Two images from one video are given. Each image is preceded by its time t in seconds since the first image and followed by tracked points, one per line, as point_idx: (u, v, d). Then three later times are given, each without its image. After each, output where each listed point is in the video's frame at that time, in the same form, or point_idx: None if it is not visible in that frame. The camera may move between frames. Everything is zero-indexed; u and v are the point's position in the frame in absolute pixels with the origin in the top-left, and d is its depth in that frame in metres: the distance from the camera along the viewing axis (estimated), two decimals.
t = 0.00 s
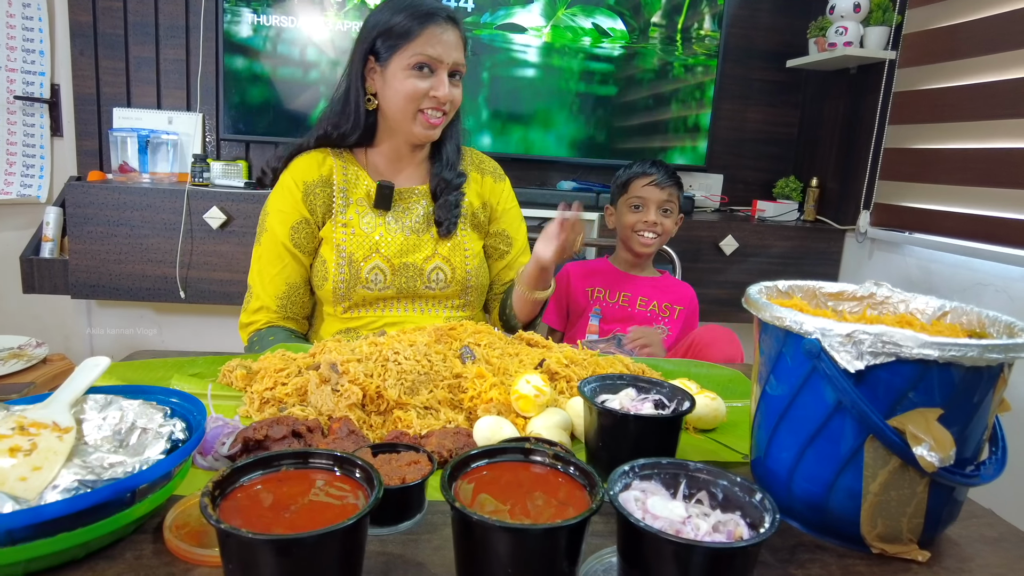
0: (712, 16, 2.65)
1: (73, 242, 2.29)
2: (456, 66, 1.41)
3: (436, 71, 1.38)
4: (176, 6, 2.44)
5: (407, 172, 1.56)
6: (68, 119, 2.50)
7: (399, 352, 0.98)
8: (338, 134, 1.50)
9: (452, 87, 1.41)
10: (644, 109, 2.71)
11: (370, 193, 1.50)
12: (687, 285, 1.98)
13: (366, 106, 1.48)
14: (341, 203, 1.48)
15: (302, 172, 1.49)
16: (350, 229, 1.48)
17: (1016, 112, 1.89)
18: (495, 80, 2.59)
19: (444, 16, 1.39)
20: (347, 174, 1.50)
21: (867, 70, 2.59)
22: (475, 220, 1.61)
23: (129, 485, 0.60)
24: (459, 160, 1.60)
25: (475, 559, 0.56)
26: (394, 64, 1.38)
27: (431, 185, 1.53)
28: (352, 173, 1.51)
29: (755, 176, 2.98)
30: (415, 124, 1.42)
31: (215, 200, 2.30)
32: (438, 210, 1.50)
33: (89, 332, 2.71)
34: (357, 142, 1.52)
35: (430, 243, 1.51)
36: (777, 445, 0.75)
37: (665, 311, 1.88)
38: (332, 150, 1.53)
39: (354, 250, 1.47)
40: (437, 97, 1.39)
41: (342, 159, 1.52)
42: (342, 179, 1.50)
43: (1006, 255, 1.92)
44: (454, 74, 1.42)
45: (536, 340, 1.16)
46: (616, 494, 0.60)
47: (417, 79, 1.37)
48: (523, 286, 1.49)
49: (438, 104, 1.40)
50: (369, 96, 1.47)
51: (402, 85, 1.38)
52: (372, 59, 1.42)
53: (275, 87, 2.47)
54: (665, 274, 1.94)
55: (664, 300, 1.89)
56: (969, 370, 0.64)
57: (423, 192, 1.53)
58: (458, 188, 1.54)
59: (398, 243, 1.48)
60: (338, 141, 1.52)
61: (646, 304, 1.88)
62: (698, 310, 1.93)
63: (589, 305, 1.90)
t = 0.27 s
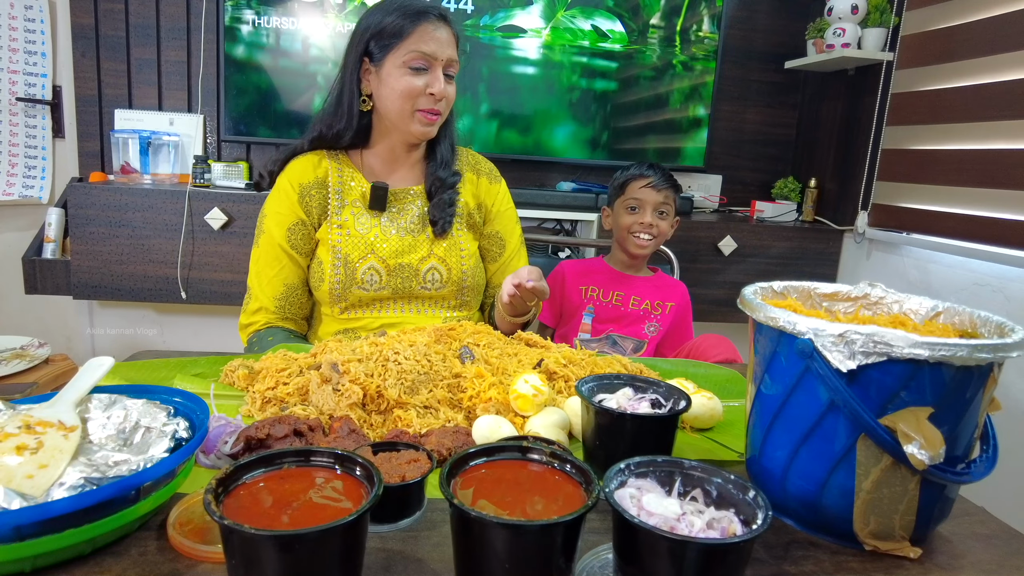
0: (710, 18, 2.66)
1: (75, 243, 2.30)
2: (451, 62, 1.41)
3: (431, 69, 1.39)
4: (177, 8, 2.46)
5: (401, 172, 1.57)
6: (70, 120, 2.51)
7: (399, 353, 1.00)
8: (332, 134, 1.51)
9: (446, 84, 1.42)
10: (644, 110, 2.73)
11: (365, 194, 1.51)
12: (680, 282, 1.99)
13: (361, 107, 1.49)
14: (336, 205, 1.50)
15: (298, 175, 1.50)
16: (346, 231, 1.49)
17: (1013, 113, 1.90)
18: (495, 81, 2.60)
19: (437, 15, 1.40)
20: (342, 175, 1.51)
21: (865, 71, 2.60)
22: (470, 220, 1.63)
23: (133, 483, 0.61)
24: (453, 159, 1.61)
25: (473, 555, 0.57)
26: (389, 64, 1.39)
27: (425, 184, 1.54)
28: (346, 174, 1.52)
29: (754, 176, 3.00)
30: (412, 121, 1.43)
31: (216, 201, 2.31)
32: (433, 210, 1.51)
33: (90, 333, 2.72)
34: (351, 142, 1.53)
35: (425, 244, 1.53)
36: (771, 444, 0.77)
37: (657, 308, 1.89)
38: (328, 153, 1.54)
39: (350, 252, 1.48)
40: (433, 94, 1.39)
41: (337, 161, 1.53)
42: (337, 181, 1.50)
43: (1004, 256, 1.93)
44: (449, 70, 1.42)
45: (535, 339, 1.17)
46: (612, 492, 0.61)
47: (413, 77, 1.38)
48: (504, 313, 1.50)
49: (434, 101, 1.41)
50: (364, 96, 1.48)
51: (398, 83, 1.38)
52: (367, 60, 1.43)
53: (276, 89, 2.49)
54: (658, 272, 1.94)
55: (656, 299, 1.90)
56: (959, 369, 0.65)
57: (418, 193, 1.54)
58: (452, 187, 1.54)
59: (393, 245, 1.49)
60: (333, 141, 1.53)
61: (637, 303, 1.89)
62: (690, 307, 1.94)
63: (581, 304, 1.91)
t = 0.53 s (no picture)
0: (708, 19, 2.68)
1: (76, 244, 2.32)
2: (454, 67, 1.45)
3: (438, 73, 1.42)
4: (178, 10, 2.47)
5: (397, 174, 1.58)
6: (71, 121, 2.52)
7: (397, 354, 1.01)
8: (329, 134, 1.51)
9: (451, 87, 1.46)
10: (642, 111, 2.74)
11: (361, 196, 1.52)
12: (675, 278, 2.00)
13: (364, 110, 1.47)
14: (332, 207, 1.51)
15: (294, 178, 1.51)
16: (342, 232, 1.50)
17: (1009, 114, 1.91)
18: (494, 83, 2.61)
19: (434, 19, 1.42)
20: (338, 177, 1.53)
21: (863, 72, 2.61)
22: (466, 220, 1.64)
23: (135, 482, 0.63)
24: (448, 159, 1.62)
25: (468, 552, 0.58)
26: (397, 68, 1.40)
27: (421, 185, 1.55)
28: (342, 176, 1.53)
29: (752, 177, 3.01)
30: (422, 124, 1.45)
31: (216, 202, 2.33)
32: (428, 208, 1.51)
33: (91, 333, 2.74)
34: (346, 141, 1.52)
35: (421, 244, 1.54)
36: (763, 444, 0.78)
37: (653, 307, 1.90)
38: (324, 155, 1.55)
39: (346, 253, 1.49)
40: (443, 97, 1.43)
41: (333, 163, 1.54)
42: (332, 183, 1.52)
43: (1000, 256, 1.94)
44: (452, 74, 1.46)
45: (531, 340, 1.18)
46: (604, 491, 0.62)
47: (423, 81, 1.40)
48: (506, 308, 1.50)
49: (443, 104, 1.44)
50: (365, 100, 1.47)
51: (407, 87, 1.40)
52: (371, 65, 1.42)
53: (276, 91, 2.50)
54: (653, 269, 1.96)
55: (652, 295, 1.91)
56: (947, 370, 0.66)
57: (414, 194, 1.56)
58: (447, 184, 1.56)
59: (389, 246, 1.50)
60: (329, 142, 1.53)
61: (634, 300, 1.90)
62: (687, 303, 1.95)
63: (578, 304, 1.93)
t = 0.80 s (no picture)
0: (708, 19, 2.68)
1: (77, 244, 2.32)
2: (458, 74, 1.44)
3: (442, 81, 1.42)
4: (178, 11, 2.47)
5: (400, 176, 1.57)
6: (71, 122, 2.53)
7: (397, 354, 1.01)
8: (332, 135, 1.51)
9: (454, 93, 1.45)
10: (642, 111, 2.73)
11: (364, 196, 1.52)
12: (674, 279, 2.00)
13: (366, 113, 1.47)
14: (335, 207, 1.51)
15: (297, 179, 1.51)
16: (346, 232, 1.51)
17: (1009, 113, 1.91)
18: (494, 83, 2.61)
19: (440, 25, 1.40)
20: (341, 178, 1.53)
21: (863, 71, 2.61)
22: (467, 220, 1.64)
23: (134, 483, 0.63)
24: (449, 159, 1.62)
25: (467, 553, 0.58)
26: (400, 74, 1.39)
27: (422, 185, 1.55)
28: (344, 177, 1.53)
29: (752, 176, 3.00)
30: (422, 130, 1.45)
31: (217, 203, 2.33)
32: (430, 209, 1.52)
33: (92, 334, 2.74)
34: (349, 142, 1.52)
35: (423, 244, 1.54)
36: (762, 444, 0.78)
37: (652, 307, 1.90)
38: (325, 156, 1.55)
39: (349, 253, 1.49)
40: (445, 104, 1.43)
41: (336, 164, 1.54)
42: (335, 183, 1.52)
43: (1000, 256, 1.94)
44: (457, 81, 1.46)
45: (531, 341, 1.18)
46: (602, 490, 0.62)
47: (425, 88, 1.40)
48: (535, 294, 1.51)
49: (444, 111, 1.45)
50: (368, 102, 1.47)
51: (410, 94, 1.40)
52: (374, 69, 1.42)
53: (276, 92, 2.50)
54: (652, 270, 1.96)
55: (651, 296, 1.91)
56: (945, 369, 0.66)
57: (415, 194, 1.56)
58: (448, 185, 1.56)
59: (392, 245, 1.51)
60: (331, 144, 1.53)
61: (633, 301, 1.90)
62: (686, 304, 1.95)
63: (577, 305, 1.93)
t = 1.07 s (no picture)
0: (708, 18, 2.67)
1: (78, 245, 2.32)
2: (464, 77, 1.45)
3: (448, 83, 1.42)
4: (179, 11, 2.47)
5: (405, 175, 1.58)
6: (72, 123, 2.53)
7: (398, 353, 1.01)
8: (338, 135, 1.52)
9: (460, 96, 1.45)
10: (643, 110, 2.73)
11: (369, 194, 1.52)
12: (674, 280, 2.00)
13: (373, 112, 1.48)
14: (340, 204, 1.52)
15: (303, 175, 1.51)
16: (349, 229, 1.51)
17: (1009, 112, 1.91)
18: (495, 83, 2.61)
19: (450, 28, 1.40)
20: (346, 175, 1.53)
21: (863, 70, 2.60)
22: (470, 219, 1.64)
23: (136, 482, 0.63)
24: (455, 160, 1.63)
25: (468, 552, 0.58)
26: (406, 74, 1.40)
27: (428, 185, 1.55)
28: (350, 176, 1.53)
29: (753, 176, 3.00)
30: (426, 130, 1.46)
31: (218, 203, 2.33)
32: (434, 209, 1.53)
33: (93, 334, 2.75)
34: (356, 143, 1.54)
35: (426, 242, 1.54)
36: (762, 443, 0.78)
37: (651, 307, 1.90)
38: (332, 153, 1.56)
39: (353, 249, 1.50)
40: (449, 106, 1.43)
41: (342, 161, 1.55)
42: (341, 181, 1.52)
43: (1001, 254, 1.94)
44: (463, 83, 1.46)
45: (532, 340, 1.18)
46: (603, 489, 0.62)
47: (430, 89, 1.41)
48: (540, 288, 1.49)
49: (449, 113, 1.45)
50: (375, 101, 1.47)
51: (414, 94, 1.41)
52: (382, 67, 1.43)
53: (276, 92, 2.50)
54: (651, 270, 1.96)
55: (650, 297, 1.91)
56: (946, 368, 0.66)
57: (420, 193, 1.56)
58: (454, 187, 1.56)
59: (396, 242, 1.51)
60: (337, 142, 1.54)
61: (632, 302, 1.90)
62: (686, 305, 1.95)
63: (577, 305, 1.93)
